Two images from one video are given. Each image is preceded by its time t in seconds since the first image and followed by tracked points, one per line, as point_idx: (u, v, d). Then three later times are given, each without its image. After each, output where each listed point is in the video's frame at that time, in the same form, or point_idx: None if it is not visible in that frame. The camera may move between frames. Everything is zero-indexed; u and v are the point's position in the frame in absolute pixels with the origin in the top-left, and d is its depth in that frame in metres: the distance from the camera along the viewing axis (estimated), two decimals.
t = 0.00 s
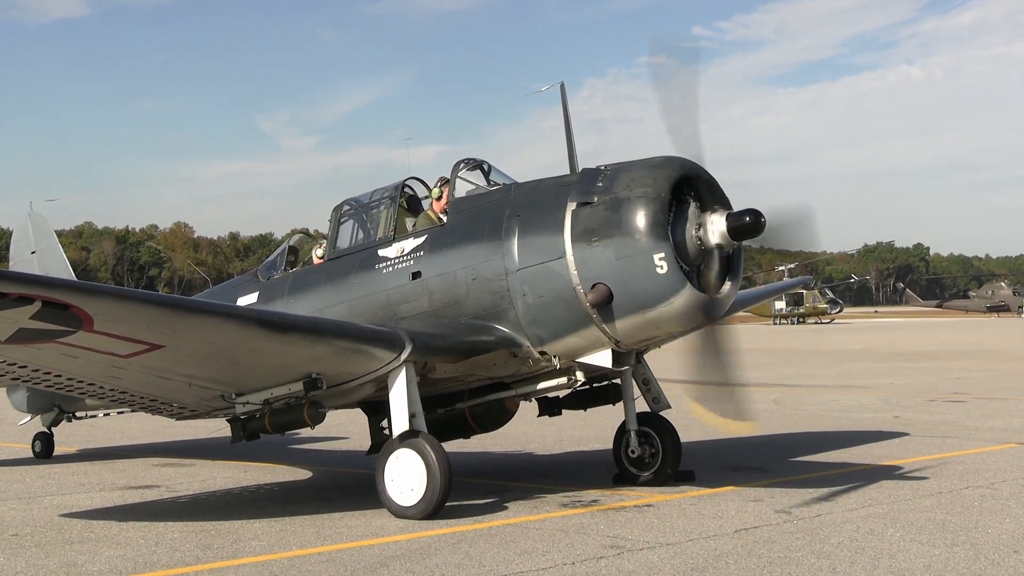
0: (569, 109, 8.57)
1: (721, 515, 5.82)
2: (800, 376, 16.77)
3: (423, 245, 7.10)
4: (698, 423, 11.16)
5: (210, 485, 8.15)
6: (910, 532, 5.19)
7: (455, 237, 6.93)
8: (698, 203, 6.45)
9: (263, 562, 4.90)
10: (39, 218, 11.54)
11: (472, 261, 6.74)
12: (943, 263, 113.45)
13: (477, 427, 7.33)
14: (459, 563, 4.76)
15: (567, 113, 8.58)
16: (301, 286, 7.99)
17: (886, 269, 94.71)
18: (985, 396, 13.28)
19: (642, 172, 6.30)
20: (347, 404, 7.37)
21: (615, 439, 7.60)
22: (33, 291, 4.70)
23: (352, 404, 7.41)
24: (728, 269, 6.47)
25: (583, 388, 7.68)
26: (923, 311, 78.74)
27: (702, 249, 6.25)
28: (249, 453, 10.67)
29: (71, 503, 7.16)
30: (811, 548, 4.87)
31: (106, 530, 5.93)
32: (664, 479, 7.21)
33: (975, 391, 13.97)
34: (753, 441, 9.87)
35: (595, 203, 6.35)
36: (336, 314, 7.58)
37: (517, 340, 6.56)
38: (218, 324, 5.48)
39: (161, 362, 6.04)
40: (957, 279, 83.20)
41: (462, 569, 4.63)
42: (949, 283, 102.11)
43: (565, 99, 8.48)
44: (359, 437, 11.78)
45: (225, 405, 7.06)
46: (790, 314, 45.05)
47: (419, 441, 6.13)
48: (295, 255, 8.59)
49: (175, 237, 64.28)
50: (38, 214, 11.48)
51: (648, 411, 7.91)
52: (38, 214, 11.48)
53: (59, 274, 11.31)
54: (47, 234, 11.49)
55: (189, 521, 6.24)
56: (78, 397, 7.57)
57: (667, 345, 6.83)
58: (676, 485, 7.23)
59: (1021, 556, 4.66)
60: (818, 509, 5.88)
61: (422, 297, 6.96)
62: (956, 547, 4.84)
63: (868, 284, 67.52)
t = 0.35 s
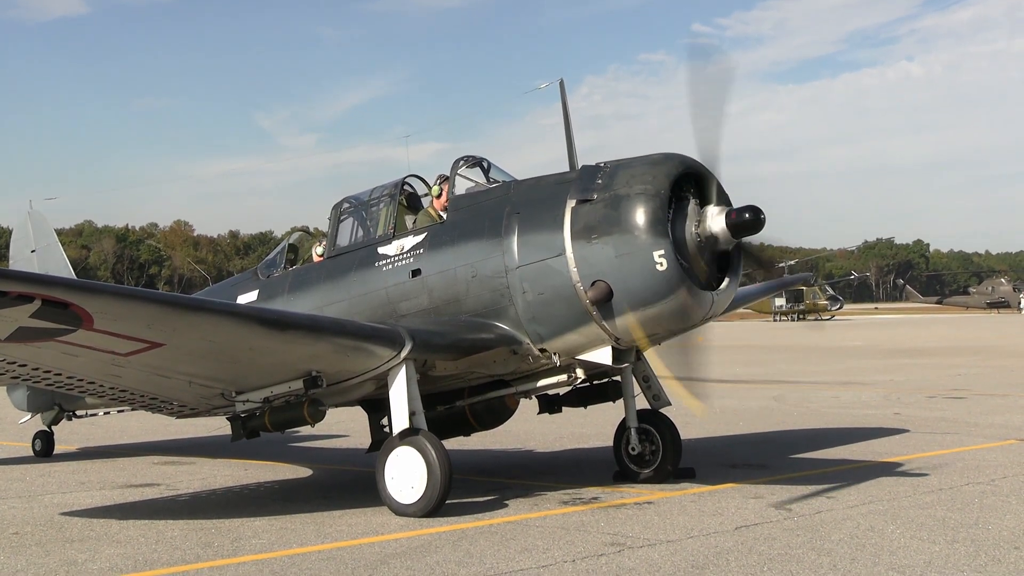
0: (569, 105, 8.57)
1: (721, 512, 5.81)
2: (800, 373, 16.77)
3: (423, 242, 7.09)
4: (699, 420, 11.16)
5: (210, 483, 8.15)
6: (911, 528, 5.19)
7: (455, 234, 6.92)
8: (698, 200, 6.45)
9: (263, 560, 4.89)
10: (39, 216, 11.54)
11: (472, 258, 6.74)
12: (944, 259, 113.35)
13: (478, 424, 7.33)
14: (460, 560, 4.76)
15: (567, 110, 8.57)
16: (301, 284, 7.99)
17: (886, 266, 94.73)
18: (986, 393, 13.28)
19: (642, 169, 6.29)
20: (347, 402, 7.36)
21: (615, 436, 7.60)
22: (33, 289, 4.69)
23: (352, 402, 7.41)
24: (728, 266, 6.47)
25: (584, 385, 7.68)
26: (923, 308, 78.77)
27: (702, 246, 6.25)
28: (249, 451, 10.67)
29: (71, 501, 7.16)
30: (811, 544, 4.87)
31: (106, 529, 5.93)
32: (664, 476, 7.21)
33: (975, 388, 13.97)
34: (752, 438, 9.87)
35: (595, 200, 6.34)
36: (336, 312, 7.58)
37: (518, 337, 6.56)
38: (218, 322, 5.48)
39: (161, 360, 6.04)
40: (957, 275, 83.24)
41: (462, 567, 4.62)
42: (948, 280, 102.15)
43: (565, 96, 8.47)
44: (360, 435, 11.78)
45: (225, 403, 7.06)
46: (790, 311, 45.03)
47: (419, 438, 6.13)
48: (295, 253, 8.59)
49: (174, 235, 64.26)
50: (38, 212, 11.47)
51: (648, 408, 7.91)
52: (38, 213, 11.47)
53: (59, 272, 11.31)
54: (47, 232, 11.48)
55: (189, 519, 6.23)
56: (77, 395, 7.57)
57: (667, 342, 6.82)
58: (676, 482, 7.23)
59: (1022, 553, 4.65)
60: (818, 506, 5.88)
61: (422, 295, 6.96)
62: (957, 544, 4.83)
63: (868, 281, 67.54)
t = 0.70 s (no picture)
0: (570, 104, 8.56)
1: (721, 511, 5.81)
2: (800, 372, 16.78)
3: (423, 241, 7.09)
4: (699, 419, 11.15)
5: (210, 482, 8.14)
6: (911, 528, 5.18)
7: (455, 233, 6.92)
8: (698, 199, 6.45)
9: (263, 559, 4.89)
10: (39, 215, 11.54)
11: (472, 257, 6.73)
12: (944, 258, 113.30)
13: (478, 423, 7.32)
14: (459, 560, 4.75)
15: (567, 109, 8.57)
16: (301, 282, 7.99)
17: (886, 265, 94.75)
18: (986, 392, 13.27)
19: (642, 168, 6.29)
20: (347, 400, 7.34)
21: (615, 435, 7.60)
22: (34, 287, 4.69)
23: (352, 400, 7.40)
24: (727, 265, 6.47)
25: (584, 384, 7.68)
26: (923, 307, 78.78)
27: (702, 245, 6.25)
28: (249, 450, 10.67)
29: (71, 499, 7.16)
30: (812, 544, 4.86)
31: (106, 527, 5.92)
32: (664, 475, 7.21)
33: (975, 387, 13.95)
34: (752, 437, 9.87)
35: (595, 199, 6.34)
36: (337, 310, 7.58)
37: (518, 336, 6.56)
38: (218, 320, 5.47)
39: (161, 358, 6.04)
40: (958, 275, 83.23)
41: (462, 566, 4.62)
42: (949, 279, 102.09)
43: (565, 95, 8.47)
44: (359, 434, 11.78)
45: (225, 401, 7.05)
46: (791, 310, 45.00)
47: (419, 437, 6.13)
48: (295, 252, 8.59)
49: (175, 233, 64.25)
50: (38, 211, 11.47)
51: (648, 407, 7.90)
52: (38, 211, 11.47)
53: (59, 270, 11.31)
54: (47, 230, 11.48)
55: (189, 517, 6.24)
56: (77, 393, 7.57)
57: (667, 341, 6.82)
58: (676, 481, 7.23)
59: (1022, 552, 4.65)
60: (818, 505, 5.88)
61: (422, 293, 6.96)
62: (957, 543, 4.83)
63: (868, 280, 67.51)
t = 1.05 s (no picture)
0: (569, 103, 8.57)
1: (722, 510, 5.81)
2: (801, 371, 16.77)
3: (423, 240, 7.09)
4: (699, 418, 11.15)
5: (210, 482, 8.15)
6: (912, 526, 5.18)
7: (455, 232, 6.92)
8: (698, 198, 6.44)
9: (264, 558, 4.89)
10: (39, 215, 11.54)
11: (472, 256, 6.73)
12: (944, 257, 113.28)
13: (478, 422, 7.32)
14: (461, 559, 4.76)
15: (566, 108, 8.58)
16: (302, 282, 7.99)
17: (886, 264, 94.76)
18: (987, 391, 13.27)
19: (643, 167, 6.28)
20: (348, 400, 7.34)
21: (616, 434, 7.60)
22: (34, 287, 4.69)
23: (352, 400, 7.40)
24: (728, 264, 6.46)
25: (584, 383, 7.68)
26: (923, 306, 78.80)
27: (703, 244, 6.24)
28: (250, 449, 10.67)
29: (72, 499, 7.16)
30: (813, 543, 4.86)
31: (107, 527, 5.93)
32: (665, 474, 7.21)
33: (976, 385, 13.96)
34: (753, 436, 9.87)
35: (595, 198, 6.34)
36: (337, 310, 7.58)
37: (518, 335, 6.56)
38: (218, 320, 5.47)
39: (162, 358, 6.04)
40: (958, 273, 83.22)
41: (463, 565, 4.62)
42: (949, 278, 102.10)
43: (564, 94, 8.47)
44: (360, 433, 11.78)
45: (225, 400, 7.06)
46: (791, 309, 45.00)
47: (419, 436, 6.13)
48: (295, 251, 8.59)
49: (175, 233, 64.26)
50: (38, 210, 11.47)
51: (648, 406, 7.90)
52: (39, 210, 11.47)
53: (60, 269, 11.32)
54: (47, 230, 11.48)
55: (190, 517, 6.24)
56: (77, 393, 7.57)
57: (668, 340, 6.82)
58: (677, 480, 7.23)
59: (1022, 551, 4.65)
60: (819, 504, 5.88)
61: (423, 293, 6.96)
62: (958, 542, 4.83)
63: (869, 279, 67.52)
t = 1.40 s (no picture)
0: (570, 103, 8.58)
1: (722, 509, 5.81)
2: (801, 370, 16.77)
3: (423, 239, 7.09)
4: (699, 417, 11.15)
5: (210, 481, 8.14)
6: (912, 526, 5.18)
7: (455, 232, 6.92)
8: (698, 197, 6.44)
9: (264, 558, 4.89)
10: (39, 214, 11.54)
11: (473, 255, 6.73)
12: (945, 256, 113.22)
13: (478, 422, 7.33)
14: (461, 558, 4.76)
15: (566, 108, 8.59)
16: (302, 282, 7.99)
17: (886, 263, 94.76)
18: (987, 390, 13.27)
19: (643, 166, 6.28)
20: (348, 399, 7.34)
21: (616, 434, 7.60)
22: (35, 287, 4.69)
23: (353, 399, 7.41)
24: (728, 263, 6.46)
25: (584, 382, 7.68)
26: (923, 305, 78.82)
27: (703, 243, 6.24)
28: (250, 449, 10.67)
29: (72, 499, 7.16)
30: (813, 542, 4.86)
31: (107, 527, 5.92)
32: (665, 473, 7.20)
33: (976, 384, 13.95)
34: (753, 435, 9.86)
35: (595, 197, 6.34)
36: (337, 310, 7.58)
37: (518, 334, 6.56)
38: (219, 319, 5.47)
39: (162, 358, 6.04)
40: (958, 273, 83.19)
41: (464, 565, 4.61)
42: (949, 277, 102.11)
43: (564, 94, 8.48)
44: (360, 432, 11.79)
45: (226, 400, 7.06)
46: (791, 309, 44.97)
47: (419, 435, 6.13)
48: (295, 251, 8.59)
49: (175, 233, 64.24)
50: (38, 210, 11.47)
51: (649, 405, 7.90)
52: (39, 210, 11.47)
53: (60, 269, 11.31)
54: (47, 230, 11.47)
55: (190, 516, 6.23)
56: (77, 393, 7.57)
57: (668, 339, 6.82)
58: (677, 479, 7.23)
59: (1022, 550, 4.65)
60: (820, 503, 5.87)
61: (423, 292, 6.96)
62: (959, 541, 4.82)
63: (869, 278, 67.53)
